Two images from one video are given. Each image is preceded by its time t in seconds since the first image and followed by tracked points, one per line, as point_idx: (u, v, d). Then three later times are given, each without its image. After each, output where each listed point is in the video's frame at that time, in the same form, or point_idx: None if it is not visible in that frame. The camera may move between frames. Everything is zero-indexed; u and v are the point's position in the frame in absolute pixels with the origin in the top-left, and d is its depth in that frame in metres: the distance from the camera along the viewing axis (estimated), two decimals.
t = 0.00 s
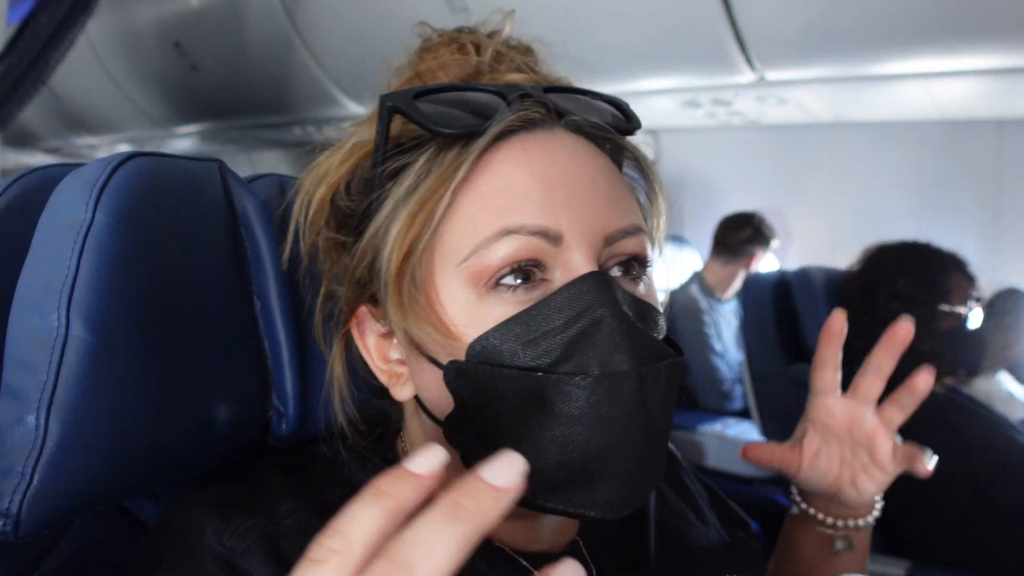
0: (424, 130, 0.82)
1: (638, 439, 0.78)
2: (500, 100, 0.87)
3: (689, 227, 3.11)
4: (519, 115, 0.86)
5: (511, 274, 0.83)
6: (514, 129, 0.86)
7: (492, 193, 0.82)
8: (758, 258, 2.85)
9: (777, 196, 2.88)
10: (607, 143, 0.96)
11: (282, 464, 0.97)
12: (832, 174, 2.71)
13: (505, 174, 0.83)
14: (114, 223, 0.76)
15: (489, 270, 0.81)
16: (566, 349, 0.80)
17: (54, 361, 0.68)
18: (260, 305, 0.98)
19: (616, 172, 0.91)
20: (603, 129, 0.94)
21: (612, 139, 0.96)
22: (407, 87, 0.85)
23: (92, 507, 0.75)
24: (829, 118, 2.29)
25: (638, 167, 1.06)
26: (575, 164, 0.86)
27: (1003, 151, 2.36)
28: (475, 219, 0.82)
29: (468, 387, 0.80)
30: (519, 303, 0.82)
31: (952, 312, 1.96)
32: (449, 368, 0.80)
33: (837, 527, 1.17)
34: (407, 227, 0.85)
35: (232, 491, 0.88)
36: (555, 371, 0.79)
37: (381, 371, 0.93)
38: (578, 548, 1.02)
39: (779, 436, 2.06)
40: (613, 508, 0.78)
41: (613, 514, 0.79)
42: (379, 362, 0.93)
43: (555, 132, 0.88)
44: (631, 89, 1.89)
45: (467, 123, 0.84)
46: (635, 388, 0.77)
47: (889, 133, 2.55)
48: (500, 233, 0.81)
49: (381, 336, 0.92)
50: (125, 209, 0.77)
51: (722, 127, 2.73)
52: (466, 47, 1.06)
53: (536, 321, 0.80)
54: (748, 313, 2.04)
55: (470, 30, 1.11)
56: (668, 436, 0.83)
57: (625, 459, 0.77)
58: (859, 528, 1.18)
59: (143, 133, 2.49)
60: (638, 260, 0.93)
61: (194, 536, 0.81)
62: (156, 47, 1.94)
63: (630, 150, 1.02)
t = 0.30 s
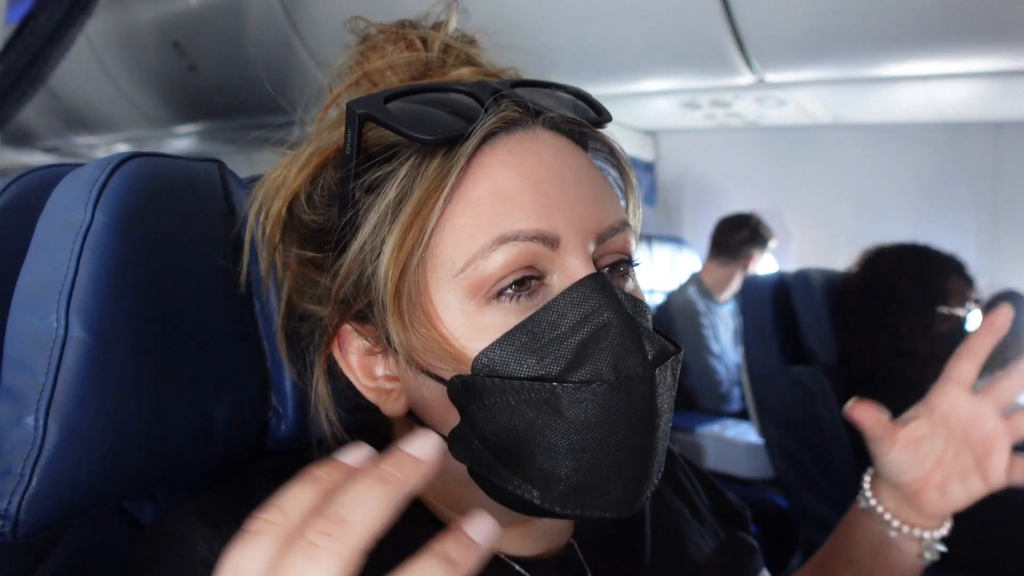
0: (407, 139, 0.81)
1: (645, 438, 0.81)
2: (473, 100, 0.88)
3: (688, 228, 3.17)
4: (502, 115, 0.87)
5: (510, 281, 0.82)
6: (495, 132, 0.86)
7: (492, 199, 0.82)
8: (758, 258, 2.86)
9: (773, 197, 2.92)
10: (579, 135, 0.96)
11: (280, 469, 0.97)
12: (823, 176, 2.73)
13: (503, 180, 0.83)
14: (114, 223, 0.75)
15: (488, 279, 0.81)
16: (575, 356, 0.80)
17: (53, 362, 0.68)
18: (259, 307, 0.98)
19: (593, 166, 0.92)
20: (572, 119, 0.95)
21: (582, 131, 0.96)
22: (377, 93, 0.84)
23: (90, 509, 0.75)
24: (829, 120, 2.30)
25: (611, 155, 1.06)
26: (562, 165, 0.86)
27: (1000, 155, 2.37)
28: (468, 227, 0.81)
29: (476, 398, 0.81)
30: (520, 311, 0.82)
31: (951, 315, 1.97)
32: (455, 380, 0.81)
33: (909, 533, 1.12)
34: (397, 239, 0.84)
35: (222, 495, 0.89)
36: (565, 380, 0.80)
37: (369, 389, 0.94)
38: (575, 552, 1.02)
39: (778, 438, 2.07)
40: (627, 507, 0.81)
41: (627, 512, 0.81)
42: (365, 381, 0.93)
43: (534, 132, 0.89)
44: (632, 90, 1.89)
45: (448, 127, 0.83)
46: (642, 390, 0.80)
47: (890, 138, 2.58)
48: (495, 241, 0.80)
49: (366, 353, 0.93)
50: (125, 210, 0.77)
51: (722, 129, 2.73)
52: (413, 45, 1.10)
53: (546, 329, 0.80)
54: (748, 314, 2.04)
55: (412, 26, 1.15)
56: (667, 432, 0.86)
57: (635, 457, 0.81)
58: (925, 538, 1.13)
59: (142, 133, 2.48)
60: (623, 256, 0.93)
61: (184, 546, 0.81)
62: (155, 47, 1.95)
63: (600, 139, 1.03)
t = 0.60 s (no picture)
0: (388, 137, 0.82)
1: (621, 438, 0.79)
2: (462, 102, 0.88)
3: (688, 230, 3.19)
4: (486, 115, 0.86)
5: (489, 278, 0.81)
6: (479, 130, 0.85)
7: (468, 195, 0.81)
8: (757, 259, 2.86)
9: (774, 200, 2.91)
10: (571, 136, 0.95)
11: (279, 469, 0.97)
12: (821, 179, 2.75)
13: (480, 174, 0.82)
14: (112, 225, 0.75)
15: (464, 275, 0.80)
16: (548, 352, 0.79)
17: (51, 363, 0.68)
18: (258, 307, 0.98)
19: (583, 165, 0.91)
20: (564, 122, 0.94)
21: (575, 133, 0.96)
22: (368, 95, 0.84)
23: (88, 511, 0.75)
24: (828, 122, 2.30)
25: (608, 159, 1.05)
26: (543, 161, 0.85)
27: (1000, 157, 2.36)
28: (445, 224, 0.81)
29: (452, 393, 0.80)
30: (498, 307, 0.81)
31: (949, 317, 1.98)
32: (432, 375, 0.81)
33: None
34: (378, 236, 0.85)
35: (220, 495, 0.89)
36: (538, 376, 0.78)
37: (362, 381, 0.94)
38: (573, 547, 1.00)
39: (777, 440, 2.06)
40: (602, 507, 0.79)
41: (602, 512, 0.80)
42: (360, 373, 0.93)
43: (520, 129, 0.88)
44: (631, 91, 1.89)
45: (433, 127, 0.83)
46: (617, 389, 0.78)
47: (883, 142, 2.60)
48: (471, 237, 0.79)
49: (358, 348, 0.93)
50: (123, 212, 0.77)
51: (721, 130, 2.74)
52: (425, 50, 1.10)
53: (519, 325, 0.79)
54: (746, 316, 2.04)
55: (425, 31, 1.15)
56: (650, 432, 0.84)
57: (610, 458, 0.79)
58: None
59: (141, 132, 2.48)
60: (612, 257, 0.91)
61: (183, 542, 0.81)
62: (154, 48, 1.94)
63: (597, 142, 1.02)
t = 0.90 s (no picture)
0: (394, 135, 0.87)
1: (594, 445, 0.77)
2: (473, 105, 0.90)
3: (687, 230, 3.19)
4: (492, 123, 0.89)
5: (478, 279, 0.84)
6: (482, 137, 0.88)
7: (461, 200, 0.84)
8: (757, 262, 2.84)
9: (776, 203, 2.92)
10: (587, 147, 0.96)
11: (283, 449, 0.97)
12: (825, 180, 2.76)
13: (473, 180, 0.85)
14: (112, 224, 0.75)
15: (453, 274, 0.83)
16: (524, 353, 0.80)
17: (49, 364, 0.68)
18: (258, 308, 0.98)
19: (592, 176, 0.91)
20: (580, 134, 0.94)
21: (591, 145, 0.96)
22: (387, 99, 0.90)
23: (88, 511, 0.75)
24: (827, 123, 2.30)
25: (630, 172, 1.05)
26: (543, 171, 0.86)
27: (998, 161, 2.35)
28: (440, 226, 0.85)
29: (435, 387, 0.82)
30: (486, 310, 0.83)
31: (948, 319, 1.97)
32: (417, 367, 0.84)
33: None
34: (380, 233, 0.90)
35: (228, 464, 0.89)
36: (515, 376, 0.79)
37: (372, 368, 0.97)
38: (573, 542, 1.01)
39: (775, 441, 2.07)
40: (572, 514, 0.77)
41: (573, 519, 0.78)
42: (372, 361, 0.96)
43: (524, 138, 0.89)
44: (632, 91, 1.90)
45: (436, 131, 0.87)
46: (589, 394, 0.77)
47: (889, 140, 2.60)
48: (460, 239, 0.82)
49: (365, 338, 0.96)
50: (122, 211, 0.76)
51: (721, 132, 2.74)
52: (469, 54, 1.08)
53: (496, 326, 0.80)
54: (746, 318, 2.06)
55: (474, 36, 1.14)
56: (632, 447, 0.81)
57: (583, 464, 0.77)
58: None
59: (140, 130, 2.48)
60: (613, 269, 0.91)
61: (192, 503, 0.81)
62: (153, 47, 1.94)
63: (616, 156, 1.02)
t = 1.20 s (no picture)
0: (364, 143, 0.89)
1: (558, 444, 0.78)
2: (441, 103, 0.90)
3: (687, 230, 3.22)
4: (456, 122, 0.90)
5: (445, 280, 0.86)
6: (448, 137, 0.89)
7: (427, 203, 0.86)
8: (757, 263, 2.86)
9: (777, 204, 2.93)
10: (561, 141, 0.94)
11: (282, 455, 0.96)
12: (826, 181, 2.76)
13: (441, 183, 0.87)
14: (112, 223, 0.75)
15: (418, 277, 0.86)
16: (487, 355, 0.82)
17: (49, 364, 0.67)
18: (259, 307, 0.98)
19: (562, 169, 0.91)
20: (554, 128, 0.93)
21: (567, 137, 0.95)
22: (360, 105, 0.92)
23: (88, 511, 0.75)
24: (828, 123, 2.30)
25: (614, 162, 1.03)
26: (507, 168, 0.87)
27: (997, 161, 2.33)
28: (407, 229, 0.87)
29: (410, 388, 0.86)
30: (454, 309, 0.86)
31: (950, 321, 1.97)
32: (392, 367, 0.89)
33: None
34: (352, 236, 0.93)
35: (224, 471, 0.87)
36: (480, 377, 0.81)
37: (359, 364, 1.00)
38: (573, 541, 1.00)
39: (775, 441, 2.07)
40: (540, 513, 0.78)
41: (542, 517, 0.78)
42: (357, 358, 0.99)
43: (491, 136, 0.90)
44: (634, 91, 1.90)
45: (401, 135, 0.90)
46: (549, 393, 0.78)
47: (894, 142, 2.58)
48: (424, 242, 0.85)
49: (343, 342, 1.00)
50: (122, 211, 0.76)
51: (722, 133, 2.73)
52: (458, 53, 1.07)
53: (460, 330, 0.83)
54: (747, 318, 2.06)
55: (463, 33, 1.13)
56: (604, 445, 0.81)
57: (547, 463, 0.78)
58: None
59: (141, 128, 2.47)
60: (586, 264, 0.91)
61: (189, 516, 0.80)
62: (153, 45, 1.93)
63: (596, 146, 1.00)
